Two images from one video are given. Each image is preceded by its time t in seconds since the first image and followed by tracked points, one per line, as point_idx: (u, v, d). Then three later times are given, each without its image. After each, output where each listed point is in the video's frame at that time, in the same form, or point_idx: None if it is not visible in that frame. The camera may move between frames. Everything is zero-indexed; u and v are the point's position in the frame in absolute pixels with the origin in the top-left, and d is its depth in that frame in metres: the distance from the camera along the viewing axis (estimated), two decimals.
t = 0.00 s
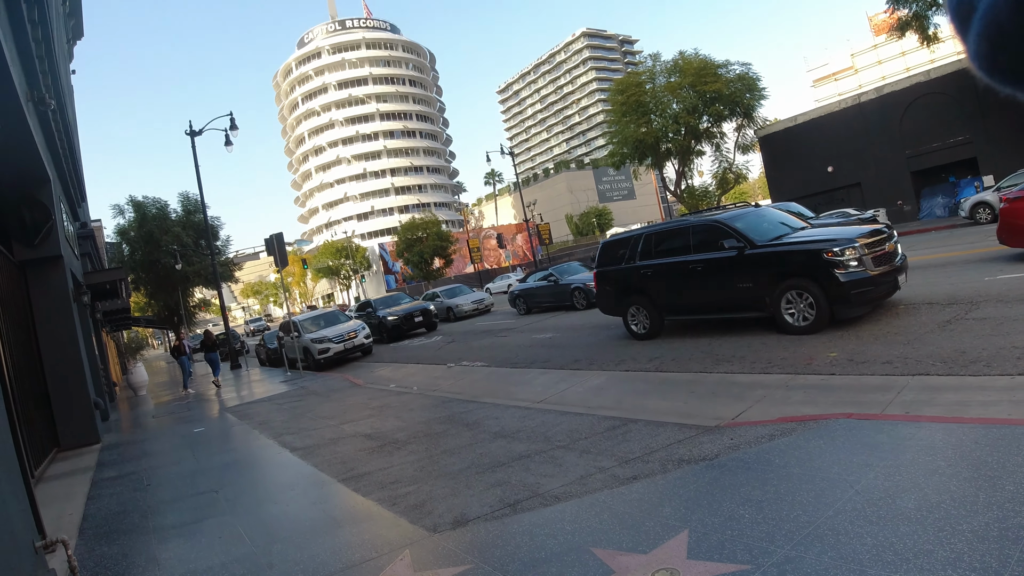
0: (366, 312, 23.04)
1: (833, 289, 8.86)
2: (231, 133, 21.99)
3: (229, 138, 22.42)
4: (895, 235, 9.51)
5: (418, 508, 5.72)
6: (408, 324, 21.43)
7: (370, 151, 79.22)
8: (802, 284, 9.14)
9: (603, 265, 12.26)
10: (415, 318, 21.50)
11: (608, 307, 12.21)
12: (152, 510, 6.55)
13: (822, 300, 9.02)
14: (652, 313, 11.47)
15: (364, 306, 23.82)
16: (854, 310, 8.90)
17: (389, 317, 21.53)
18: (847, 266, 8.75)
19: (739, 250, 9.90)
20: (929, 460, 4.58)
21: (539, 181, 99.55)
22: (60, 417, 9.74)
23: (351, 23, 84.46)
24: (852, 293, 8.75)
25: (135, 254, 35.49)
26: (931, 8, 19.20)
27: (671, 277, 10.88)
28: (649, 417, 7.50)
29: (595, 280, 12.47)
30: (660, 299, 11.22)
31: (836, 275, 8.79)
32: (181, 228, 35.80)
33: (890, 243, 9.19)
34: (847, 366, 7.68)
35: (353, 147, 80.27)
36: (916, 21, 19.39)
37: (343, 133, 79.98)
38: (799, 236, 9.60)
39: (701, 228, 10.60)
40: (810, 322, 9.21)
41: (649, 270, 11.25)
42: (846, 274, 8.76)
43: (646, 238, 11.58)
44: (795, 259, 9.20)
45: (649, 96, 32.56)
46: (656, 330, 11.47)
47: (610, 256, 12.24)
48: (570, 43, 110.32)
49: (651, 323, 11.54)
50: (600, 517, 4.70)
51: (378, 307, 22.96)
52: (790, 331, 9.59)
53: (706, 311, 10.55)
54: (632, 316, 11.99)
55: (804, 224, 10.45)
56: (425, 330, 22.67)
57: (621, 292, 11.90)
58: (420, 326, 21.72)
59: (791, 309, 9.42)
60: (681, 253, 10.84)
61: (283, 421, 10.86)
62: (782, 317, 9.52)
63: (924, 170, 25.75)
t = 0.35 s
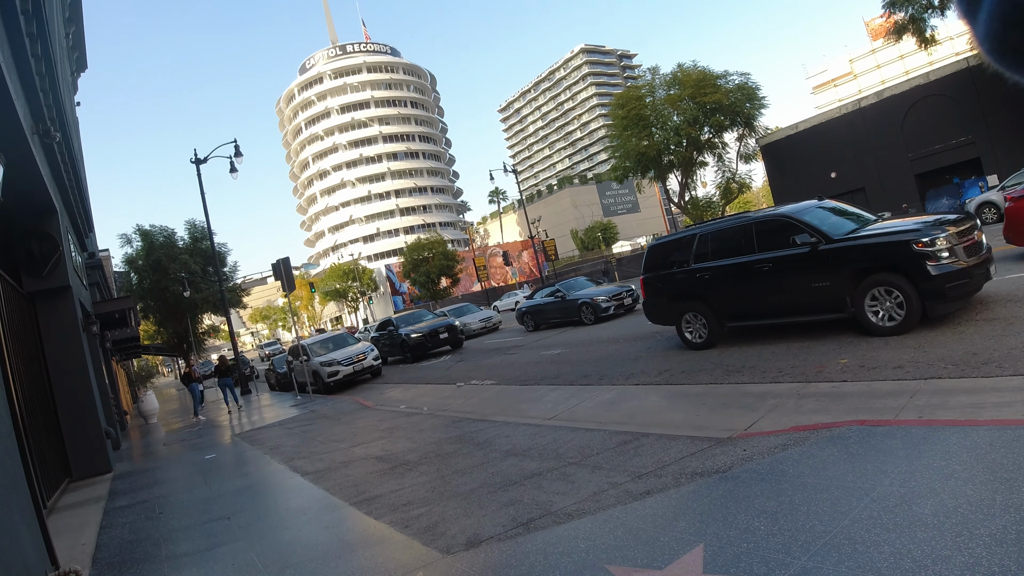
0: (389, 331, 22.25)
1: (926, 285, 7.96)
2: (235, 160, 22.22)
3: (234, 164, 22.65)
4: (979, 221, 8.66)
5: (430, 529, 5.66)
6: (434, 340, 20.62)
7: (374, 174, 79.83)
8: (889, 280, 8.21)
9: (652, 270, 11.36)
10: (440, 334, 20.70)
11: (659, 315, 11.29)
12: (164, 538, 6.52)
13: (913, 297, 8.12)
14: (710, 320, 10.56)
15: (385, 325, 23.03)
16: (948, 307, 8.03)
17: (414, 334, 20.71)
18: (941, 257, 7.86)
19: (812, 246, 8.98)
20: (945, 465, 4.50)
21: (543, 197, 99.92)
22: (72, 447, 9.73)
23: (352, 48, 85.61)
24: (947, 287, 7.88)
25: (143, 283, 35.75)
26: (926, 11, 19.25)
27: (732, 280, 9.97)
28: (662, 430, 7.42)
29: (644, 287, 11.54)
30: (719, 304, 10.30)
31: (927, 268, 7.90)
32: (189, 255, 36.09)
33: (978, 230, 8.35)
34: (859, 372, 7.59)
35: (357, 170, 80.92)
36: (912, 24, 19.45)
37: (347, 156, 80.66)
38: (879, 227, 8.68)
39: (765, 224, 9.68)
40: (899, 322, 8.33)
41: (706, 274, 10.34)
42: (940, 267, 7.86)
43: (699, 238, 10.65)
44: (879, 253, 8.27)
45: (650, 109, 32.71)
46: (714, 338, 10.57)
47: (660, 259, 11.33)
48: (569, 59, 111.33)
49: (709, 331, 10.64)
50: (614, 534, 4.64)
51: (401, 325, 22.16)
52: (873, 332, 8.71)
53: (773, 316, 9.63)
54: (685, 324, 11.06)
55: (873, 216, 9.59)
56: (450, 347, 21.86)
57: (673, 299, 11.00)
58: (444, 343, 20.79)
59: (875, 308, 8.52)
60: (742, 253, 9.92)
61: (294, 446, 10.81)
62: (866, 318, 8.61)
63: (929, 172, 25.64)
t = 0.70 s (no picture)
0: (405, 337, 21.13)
1: (1016, 270, 7.40)
2: (234, 171, 22.26)
3: (233, 175, 22.68)
4: None
5: (433, 538, 5.64)
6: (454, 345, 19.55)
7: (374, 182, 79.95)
8: (975, 265, 7.66)
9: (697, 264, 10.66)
10: (461, 339, 19.65)
11: (707, 311, 10.60)
12: (166, 551, 6.49)
13: (1001, 283, 7.57)
14: (766, 315, 9.91)
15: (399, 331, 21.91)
16: None
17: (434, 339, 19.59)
18: None
19: (884, 231, 8.42)
20: (948, 465, 4.48)
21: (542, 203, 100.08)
22: (73, 459, 9.72)
23: (349, 58, 85.93)
24: None
25: (144, 295, 35.80)
26: (922, 10, 19.28)
27: (793, 272, 9.36)
28: (664, 434, 7.40)
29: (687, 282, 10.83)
30: (776, 298, 9.68)
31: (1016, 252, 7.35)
32: (189, 266, 36.14)
33: None
34: (861, 373, 7.56)
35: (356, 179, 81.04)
36: (908, 24, 19.46)
37: (346, 165, 80.82)
38: (956, 209, 8.13)
39: (828, 210, 9.07)
40: (987, 311, 7.77)
41: (763, 265, 9.69)
42: None
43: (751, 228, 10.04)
44: (962, 236, 7.70)
45: (647, 113, 32.77)
46: (771, 334, 9.92)
47: (705, 252, 10.65)
48: (567, 65, 111.62)
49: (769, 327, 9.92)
50: (617, 539, 4.62)
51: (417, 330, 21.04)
52: (954, 323, 8.13)
53: (838, 309, 9.03)
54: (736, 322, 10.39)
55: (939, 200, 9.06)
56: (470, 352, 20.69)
57: (723, 294, 10.32)
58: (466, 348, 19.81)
59: (958, 297, 7.95)
60: (803, 242, 9.30)
61: (296, 456, 10.78)
62: (947, 308, 8.04)
63: (928, 171, 25.63)
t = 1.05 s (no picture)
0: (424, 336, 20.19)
1: None
2: (234, 175, 22.28)
3: (232, 180, 22.71)
4: None
5: (434, 541, 5.63)
6: (478, 344, 18.66)
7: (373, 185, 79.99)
8: None
9: (746, 252, 9.98)
10: (485, 337, 18.74)
11: (757, 302, 9.88)
12: (168, 557, 6.48)
13: None
14: (824, 306, 9.16)
15: (417, 329, 21.01)
16: None
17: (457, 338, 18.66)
18: None
19: (960, 210, 7.73)
20: (949, 463, 4.47)
21: (542, 204, 100.13)
22: (75, 465, 9.71)
23: (347, 61, 86.06)
24: None
25: (144, 300, 35.82)
26: (919, 8, 19.27)
27: (855, 257, 8.66)
28: (665, 435, 7.39)
29: (735, 271, 10.11)
30: (836, 287, 8.95)
31: None
32: (189, 271, 36.16)
33: None
34: (862, 371, 7.55)
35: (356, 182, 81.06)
36: (906, 21, 19.45)
37: (345, 168, 80.87)
38: None
39: (895, 189, 8.39)
40: None
41: (822, 250, 8.99)
42: None
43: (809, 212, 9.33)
44: None
45: (646, 113, 32.76)
46: (829, 327, 9.17)
47: (754, 239, 9.96)
48: (565, 66, 111.76)
49: (825, 318, 9.18)
50: (618, 541, 4.62)
51: (437, 328, 20.10)
52: None
53: (907, 296, 8.31)
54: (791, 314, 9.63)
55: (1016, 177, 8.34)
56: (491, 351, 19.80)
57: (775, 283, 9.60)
58: (489, 347, 18.95)
59: None
60: (868, 224, 8.60)
61: (297, 460, 10.76)
62: None
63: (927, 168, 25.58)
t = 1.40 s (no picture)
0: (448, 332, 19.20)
1: None
2: (237, 176, 22.31)
3: (235, 181, 22.75)
4: None
5: (439, 541, 5.63)
6: (507, 340, 17.70)
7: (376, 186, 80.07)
8: None
9: (799, 238, 9.46)
10: (514, 333, 17.76)
11: (812, 291, 9.34)
12: (173, 558, 6.50)
13: None
14: (888, 294, 8.59)
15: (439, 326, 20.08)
16: None
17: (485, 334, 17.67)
18: None
19: None
20: (954, 461, 4.44)
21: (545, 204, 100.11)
22: (80, 467, 9.75)
23: (350, 62, 86.20)
24: None
25: (148, 301, 35.95)
26: (922, 5, 19.15)
27: (923, 241, 8.13)
28: (669, 434, 7.36)
29: (788, 258, 9.59)
30: (900, 274, 8.41)
31: None
32: (193, 273, 36.27)
33: None
34: (867, 369, 7.52)
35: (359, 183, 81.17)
36: (908, 18, 19.33)
37: (348, 169, 80.99)
38: None
39: (968, 167, 7.85)
40: None
41: (886, 235, 8.45)
42: None
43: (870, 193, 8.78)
44: None
45: (649, 112, 32.73)
46: (892, 317, 8.61)
47: (807, 225, 9.45)
48: (567, 65, 111.68)
49: (887, 308, 8.62)
50: (623, 541, 4.60)
51: (460, 323, 19.09)
52: None
53: (981, 283, 7.77)
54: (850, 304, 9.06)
55: None
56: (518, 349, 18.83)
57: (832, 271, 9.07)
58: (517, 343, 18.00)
59: None
60: (937, 206, 8.07)
61: (302, 461, 10.76)
62: None
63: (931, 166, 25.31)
